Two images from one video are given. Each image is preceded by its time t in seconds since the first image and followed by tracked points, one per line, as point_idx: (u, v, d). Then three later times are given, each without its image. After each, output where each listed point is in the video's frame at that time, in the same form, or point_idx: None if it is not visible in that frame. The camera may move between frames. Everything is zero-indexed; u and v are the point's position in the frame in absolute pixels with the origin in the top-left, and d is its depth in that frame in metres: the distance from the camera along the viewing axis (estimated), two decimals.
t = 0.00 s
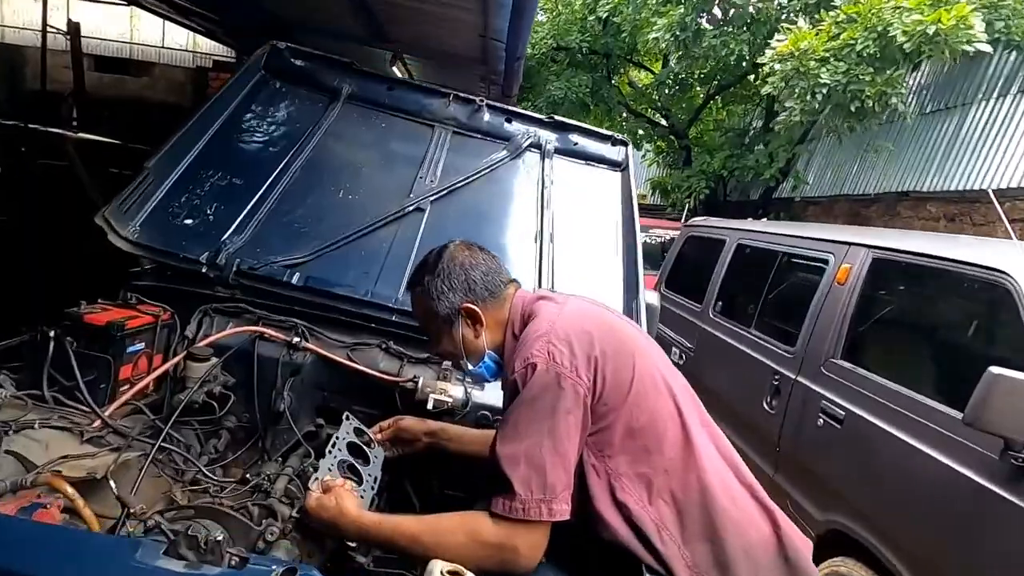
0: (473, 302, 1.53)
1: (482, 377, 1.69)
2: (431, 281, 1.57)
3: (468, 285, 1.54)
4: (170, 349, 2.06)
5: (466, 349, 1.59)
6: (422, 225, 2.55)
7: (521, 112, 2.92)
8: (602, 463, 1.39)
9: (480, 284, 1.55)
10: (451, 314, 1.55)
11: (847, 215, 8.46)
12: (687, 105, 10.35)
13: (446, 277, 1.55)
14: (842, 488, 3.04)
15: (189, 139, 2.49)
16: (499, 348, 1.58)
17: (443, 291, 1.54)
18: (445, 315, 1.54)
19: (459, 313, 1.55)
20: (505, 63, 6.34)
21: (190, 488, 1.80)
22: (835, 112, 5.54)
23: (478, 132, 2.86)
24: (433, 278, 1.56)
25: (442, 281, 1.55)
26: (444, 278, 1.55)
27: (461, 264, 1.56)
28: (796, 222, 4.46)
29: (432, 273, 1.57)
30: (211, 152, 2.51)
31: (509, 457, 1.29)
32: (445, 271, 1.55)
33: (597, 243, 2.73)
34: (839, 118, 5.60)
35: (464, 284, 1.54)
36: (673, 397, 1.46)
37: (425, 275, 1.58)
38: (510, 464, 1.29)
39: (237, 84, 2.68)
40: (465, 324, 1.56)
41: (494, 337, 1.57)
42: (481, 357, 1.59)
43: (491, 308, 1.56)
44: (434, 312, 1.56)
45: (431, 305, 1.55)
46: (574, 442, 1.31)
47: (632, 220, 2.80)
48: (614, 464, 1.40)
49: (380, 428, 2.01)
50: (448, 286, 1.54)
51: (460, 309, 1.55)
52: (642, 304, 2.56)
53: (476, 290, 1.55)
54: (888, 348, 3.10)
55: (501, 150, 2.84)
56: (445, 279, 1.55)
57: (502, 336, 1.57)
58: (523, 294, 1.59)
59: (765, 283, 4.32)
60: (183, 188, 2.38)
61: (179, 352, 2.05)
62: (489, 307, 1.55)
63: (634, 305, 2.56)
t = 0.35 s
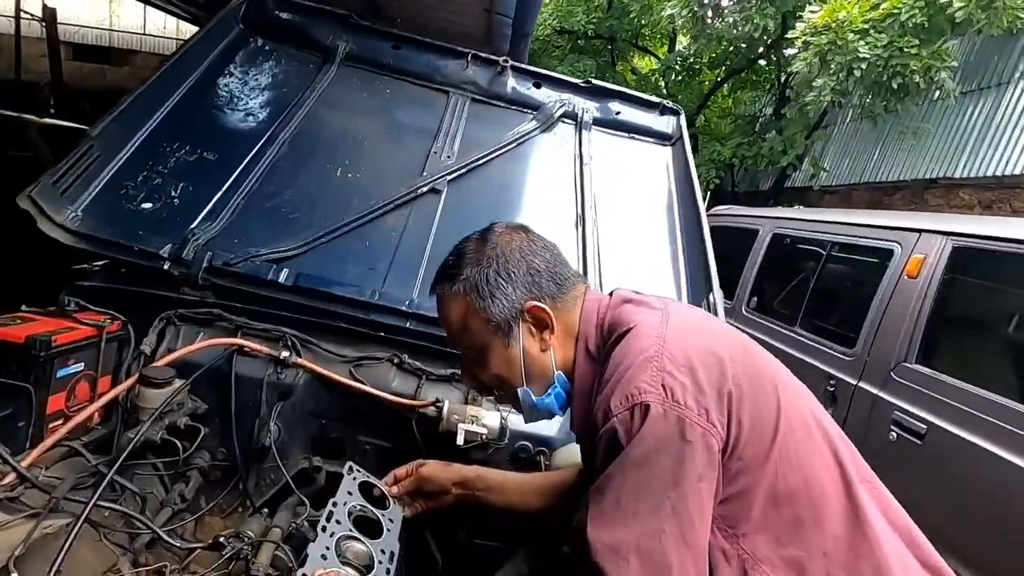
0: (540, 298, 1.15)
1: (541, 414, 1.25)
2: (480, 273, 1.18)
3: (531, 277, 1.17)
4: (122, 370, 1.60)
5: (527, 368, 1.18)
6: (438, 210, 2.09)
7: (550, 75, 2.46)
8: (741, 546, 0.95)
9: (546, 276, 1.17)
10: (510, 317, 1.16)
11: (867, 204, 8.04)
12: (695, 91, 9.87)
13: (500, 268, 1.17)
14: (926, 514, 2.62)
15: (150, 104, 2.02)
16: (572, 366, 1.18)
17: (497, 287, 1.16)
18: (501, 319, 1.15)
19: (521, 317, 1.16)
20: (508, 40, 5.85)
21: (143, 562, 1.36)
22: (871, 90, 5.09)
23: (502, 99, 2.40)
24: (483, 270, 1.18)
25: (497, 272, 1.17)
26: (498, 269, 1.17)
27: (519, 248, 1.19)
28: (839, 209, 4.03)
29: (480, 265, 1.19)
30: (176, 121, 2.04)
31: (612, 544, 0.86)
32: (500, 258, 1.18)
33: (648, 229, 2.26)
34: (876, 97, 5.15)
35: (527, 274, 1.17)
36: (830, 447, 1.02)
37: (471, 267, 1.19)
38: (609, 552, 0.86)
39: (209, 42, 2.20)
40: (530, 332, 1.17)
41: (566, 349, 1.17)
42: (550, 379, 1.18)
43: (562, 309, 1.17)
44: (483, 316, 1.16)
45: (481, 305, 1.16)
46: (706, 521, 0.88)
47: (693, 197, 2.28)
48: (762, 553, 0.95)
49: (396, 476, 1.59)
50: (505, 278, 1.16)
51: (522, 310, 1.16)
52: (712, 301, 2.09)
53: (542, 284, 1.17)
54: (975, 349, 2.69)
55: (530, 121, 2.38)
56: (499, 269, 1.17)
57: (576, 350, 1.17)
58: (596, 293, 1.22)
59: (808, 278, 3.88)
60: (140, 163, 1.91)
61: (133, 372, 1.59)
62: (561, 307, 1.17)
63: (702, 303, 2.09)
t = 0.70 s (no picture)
0: (608, 281, 0.98)
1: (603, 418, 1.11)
2: (532, 255, 1.00)
3: (594, 255, 0.99)
4: (91, 372, 1.36)
5: (592, 367, 1.01)
6: (454, 188, 1.85)
7: (574, 39, 2.21)
8: None
9: (613, 254, 1.00)
10: (571, 305, 0.98)
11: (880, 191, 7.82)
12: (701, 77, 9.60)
13: (559, 247, 0.99)
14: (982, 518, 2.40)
15: (125, 68, 1.78)
16: (645, 361, 1.01)
17: (555, 270, 0.98)
18: (562, 309, 0.98)
19: (585, 305, 0.99)
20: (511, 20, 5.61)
21: None
22: (896, 68, 4.86)
23: (522, 66, 2.15)
24: (534, 250, 0.99)
25: (552, 253, 0.99)
26: (555, 249, 0.99)
27: (577, 221, 1.02)
28: (869, 192, 3.80)
29: (530, 244, 1.00)
30: (156, 87, 1.79)
31: None
32: (555, 235, 1.00)
33: (689, 207, 2.02)
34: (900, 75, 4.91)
35: (589, 252, 0.99)
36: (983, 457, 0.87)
37: (519, 248, 1.01)
38: None
39: None
40: (595, 323, 0.99)
41: (638, 340, 1.00)
42: (621, 378, 1.02)
43: (632, 293, 1.00)
44: (538, 309, 0.98)
45: (535, 294, 0.97)
46: (864, 559, 0.72)
47: (741, 171, 2.06)
48: None
49: (416, 496, 1.36)
50: (564, 259, 0.99)
51: (586, 296, 0.99)
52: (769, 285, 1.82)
53: (608, 264, 1.00)
54: None
55: (553, 89, 2.13)
56: (555, 249, 0.99)
57: (650, 341, 1.00)
58: (669, 275, 1.05)
59: (838, 264, 3.65)
60: (113, 134, 1.67)
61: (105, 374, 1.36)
62: (631, 291, 1.00)
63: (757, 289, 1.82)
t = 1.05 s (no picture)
0: (637, 264, 0.83)
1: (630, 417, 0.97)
2: (549, 237, 0.84)
3: (620, 236, 0.84)
4: (72, 361, 1.25)
5: (619, 366, 0.87)
6: (464, 167, 1.73)
7: (589, 13, 2.09)
8: None
9: (643, 234, 0.85)
10: (595, 293, 0.84)
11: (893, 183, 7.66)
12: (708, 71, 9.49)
13: (577, 226, 0.83)
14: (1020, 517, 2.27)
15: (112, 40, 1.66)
16: (681, 353, 0.87)
17: (576, 253, 0.83)
18: (586, 299, 0.83)
19: (612, 294, 0.83)
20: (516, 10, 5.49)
21: None
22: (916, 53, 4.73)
23: (534, 40, 2.03)
24: (548, 230, 0.84)
25: (572, 232, 0.83)
26: (573, 228, 0.83)
27: (599, 196, 0.86)
28: (890, 179, 3.66)
29: (541, 224, 0.85)
30: (145, 61, 1.68)
31: None
32: (574, 212, 0.84)
33: (714, 187, 1.89)
34: (919, 60, 4.78)
35: (614, 231, 0.84)
36: None
37: (533, 228, 0.85)
38: None
39: None
40: (621, 315, 0.84)
41: (672, 330, 0.86)
42: (654, 376, 0.88)
43: (664, 276, 0.85)
44: (556, 298, 0.83)
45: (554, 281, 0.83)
46: None
47: (771, 148, 1.93)
48: None
49: (429, 505, 1.24)
50: (585, 240, 0.83)
51: (612, 284, 0.83)
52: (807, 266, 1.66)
53: (637, 245, 0.84)
54: None
55: (567, 64, 2.01)
56: (573, 228, 0.83)
57: (687, 330, 0.86)
58: (705, 255, 0.91)
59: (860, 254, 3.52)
60: (98, 109, 1.56)
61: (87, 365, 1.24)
62: (663, 274, 0.85)
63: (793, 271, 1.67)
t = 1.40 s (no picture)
0: (603, 289, 0.88)
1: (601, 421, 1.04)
2: (525, 266, 0.89)
3: (588, 264, 0.89)
4: (104, 371, 1.37)
5: (590, 379, 0.93)
6: (462, 183, 1.84)
7: (581, 32, 2.20)
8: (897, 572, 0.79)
9: (608, 261, 0.90)
10: (566, 316, 0.89)
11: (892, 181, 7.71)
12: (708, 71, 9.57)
13: (548, 256, 0.89)
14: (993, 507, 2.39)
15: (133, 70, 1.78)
16: (644, 366, 0.93)
17: (549, 279, 0.89)
18: (557, 322, 0.88)
19: (579, 316, 0.89)
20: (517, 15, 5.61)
21: None
22: (909, 56, 4.81)
23: (527, 59, 2.14)
24: (524, 259, 0.89)
25: (545, 262, 0.89)
26: (543, 258, 0.89)
27: (569, 229, 0.91)
28: (881, 181, 3.76)
29: (514, 253, 0.90)
30: (164, 88, 1.80)
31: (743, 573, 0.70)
32: (546, 246, 0.90)
33: (700, 199, 2.00)
34: (912, 63, 4.86)
35: (581, 261, 0.89)
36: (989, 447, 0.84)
37: (512, 259, 0.91)
38: None
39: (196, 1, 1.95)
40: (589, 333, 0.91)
41: (636, 346, 0.92)
42: (621, 388, 0.94)
43: (627, 299, 0.91)
44: (529, 320, 0.89)
45: (529, 307, 0.88)
46: (861, 550, 0.71)
47: (751, 159, 2.04)
48: None
49: (427, 506, 1.35)
50: (556, 268, 0.88)
51: (581, 306, 0.89)
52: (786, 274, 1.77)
53: (602, 272, 0.90)
54: None
55: (560, 83, 2.12)
56: (544, 258, 0.89)
57: (650, 344, 0.92)
58: (666, 276, 0.96)
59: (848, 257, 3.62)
60: (123, 135, 1.68)
61: (118, 373, 1.37)
62: (627, 297, 0.90)
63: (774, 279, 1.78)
